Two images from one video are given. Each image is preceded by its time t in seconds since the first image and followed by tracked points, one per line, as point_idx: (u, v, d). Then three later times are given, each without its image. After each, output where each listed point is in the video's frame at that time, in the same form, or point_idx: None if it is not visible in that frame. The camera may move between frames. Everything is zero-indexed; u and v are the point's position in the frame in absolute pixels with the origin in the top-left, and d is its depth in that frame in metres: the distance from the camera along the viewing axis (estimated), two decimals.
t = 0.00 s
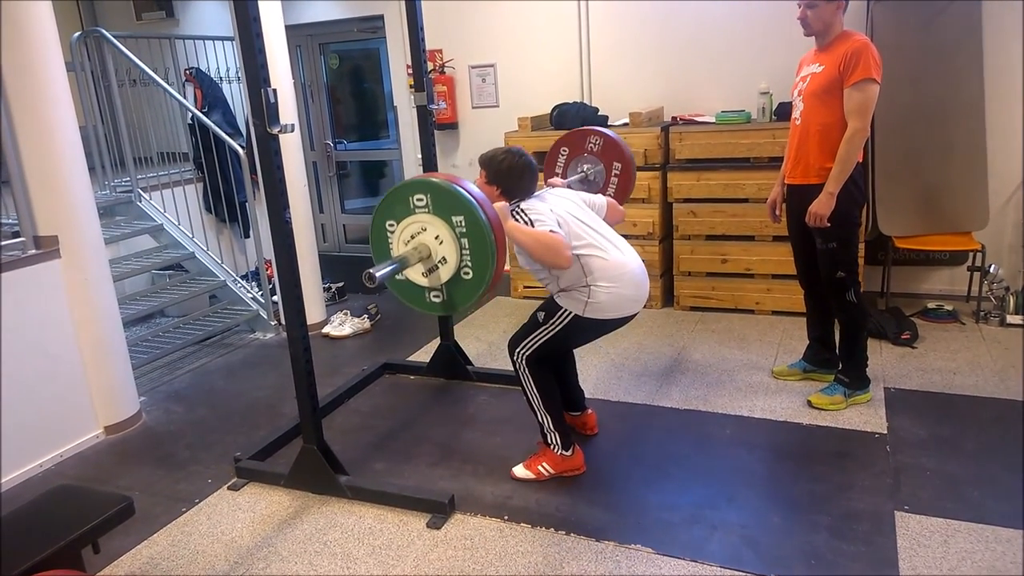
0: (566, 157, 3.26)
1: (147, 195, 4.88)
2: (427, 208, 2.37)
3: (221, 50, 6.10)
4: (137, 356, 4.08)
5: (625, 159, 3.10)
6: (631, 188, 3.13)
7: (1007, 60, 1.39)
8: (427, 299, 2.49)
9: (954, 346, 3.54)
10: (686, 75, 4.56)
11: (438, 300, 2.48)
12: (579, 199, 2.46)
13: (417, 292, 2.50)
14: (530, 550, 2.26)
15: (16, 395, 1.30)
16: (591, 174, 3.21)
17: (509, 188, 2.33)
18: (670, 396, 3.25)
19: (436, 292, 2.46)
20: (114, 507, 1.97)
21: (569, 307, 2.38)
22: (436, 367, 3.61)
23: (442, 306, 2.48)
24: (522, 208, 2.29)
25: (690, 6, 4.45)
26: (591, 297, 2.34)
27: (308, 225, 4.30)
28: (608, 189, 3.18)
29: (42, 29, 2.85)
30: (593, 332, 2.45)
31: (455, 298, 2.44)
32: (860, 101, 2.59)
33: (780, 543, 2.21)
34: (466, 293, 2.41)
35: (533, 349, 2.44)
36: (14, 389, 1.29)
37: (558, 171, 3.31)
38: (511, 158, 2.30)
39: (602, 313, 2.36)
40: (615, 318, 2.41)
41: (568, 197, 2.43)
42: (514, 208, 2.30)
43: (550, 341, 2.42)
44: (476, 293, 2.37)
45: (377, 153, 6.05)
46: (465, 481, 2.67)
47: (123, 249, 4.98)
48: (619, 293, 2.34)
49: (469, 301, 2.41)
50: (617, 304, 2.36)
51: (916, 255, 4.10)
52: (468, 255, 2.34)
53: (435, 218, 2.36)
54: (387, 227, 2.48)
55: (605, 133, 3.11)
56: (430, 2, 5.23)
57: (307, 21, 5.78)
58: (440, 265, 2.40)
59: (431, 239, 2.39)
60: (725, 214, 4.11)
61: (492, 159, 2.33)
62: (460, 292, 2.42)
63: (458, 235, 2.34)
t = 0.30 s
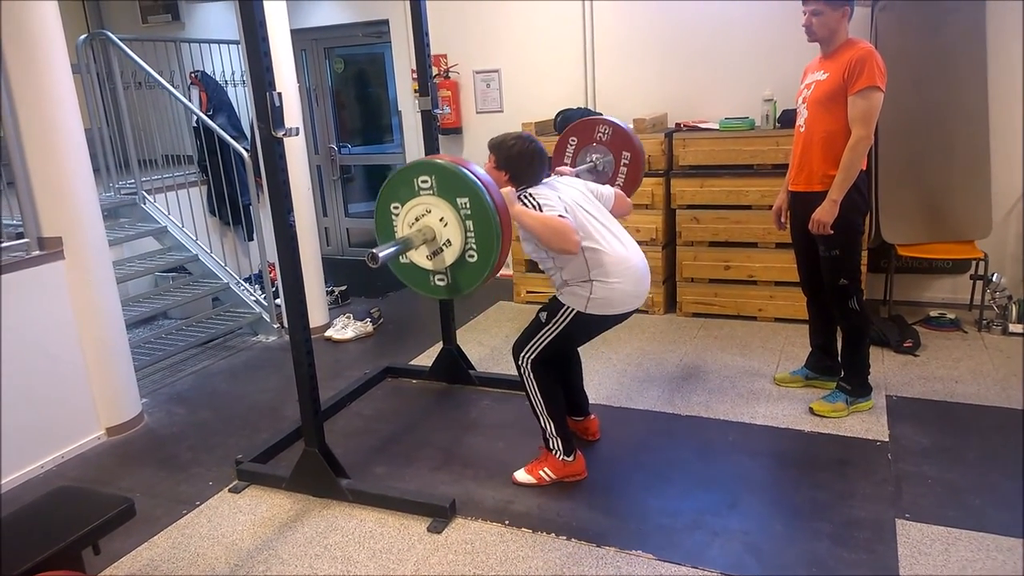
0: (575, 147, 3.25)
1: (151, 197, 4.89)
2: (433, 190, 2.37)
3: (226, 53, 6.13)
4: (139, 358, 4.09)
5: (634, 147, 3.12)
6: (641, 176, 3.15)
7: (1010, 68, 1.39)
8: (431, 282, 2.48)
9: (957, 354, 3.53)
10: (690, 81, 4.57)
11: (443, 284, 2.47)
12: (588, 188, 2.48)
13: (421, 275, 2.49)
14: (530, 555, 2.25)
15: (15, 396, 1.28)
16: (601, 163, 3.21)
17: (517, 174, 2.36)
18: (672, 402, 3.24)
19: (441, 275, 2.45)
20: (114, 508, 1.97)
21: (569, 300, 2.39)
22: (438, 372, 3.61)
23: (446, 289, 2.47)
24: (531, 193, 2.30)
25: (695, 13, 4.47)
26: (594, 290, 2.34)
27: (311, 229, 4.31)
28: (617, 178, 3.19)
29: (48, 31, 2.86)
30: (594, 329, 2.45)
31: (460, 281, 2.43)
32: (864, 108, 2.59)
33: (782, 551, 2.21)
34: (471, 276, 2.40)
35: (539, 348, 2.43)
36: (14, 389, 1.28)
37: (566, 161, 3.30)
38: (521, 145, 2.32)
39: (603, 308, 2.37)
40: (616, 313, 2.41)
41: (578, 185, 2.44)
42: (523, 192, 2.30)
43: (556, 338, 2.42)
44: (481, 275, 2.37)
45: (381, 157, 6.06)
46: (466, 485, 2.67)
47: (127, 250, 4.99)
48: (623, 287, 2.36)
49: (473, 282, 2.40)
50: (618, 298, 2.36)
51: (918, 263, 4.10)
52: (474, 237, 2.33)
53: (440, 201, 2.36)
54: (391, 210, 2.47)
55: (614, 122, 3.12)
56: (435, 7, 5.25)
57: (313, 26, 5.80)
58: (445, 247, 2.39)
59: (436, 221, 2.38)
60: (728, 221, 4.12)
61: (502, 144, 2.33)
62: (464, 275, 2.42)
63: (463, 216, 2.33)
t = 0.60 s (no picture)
0: (578, 134, 3.24)
1: (149, 200, 4.88)
2: (436, 169, 2.26)
3: (225, 56, 6.13)
4: (135, 360, 4.07)
5: (638, 133, 3.09)
6: (644, 162, 3.11)
7: (1006, 77, 1.40)
8: (435, 263, 2.38)
9: (952, 361, 3.55)
10: (689, 88, 4.59)
11: (447, 266, 2.36)
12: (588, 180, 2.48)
13: (426, 257, 2.39)
14: (526, 560, 2.25)
15: (9, 398, 1.28)
16: (603, 149, 3.18)
17: (527, 154, 2.31)
18: (670, 408, 3.24)
19: (445, 257, 2.35)
20: (109, 510, 1.97)
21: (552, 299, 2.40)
22: (435, 376, 3.60)
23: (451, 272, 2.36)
24: (533, 180, 2.28)
25: (695, 20, 4.48)
26: (579, 291, 2.36)
27: (309, 232, 4.31)
28: (620, 164, 3.16)
29: (47, 32, 2.86)
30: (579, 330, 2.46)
31: (464, 264, 2.32)
32: (863, 116, 2.61)
33: (777, 556, 2.21)
34: (474, 258, 2.29)
35: (525, 355, 2.43)
36: (8, 390, 1.28)
37: (569, 148, 3.29)
38: (534, 124, 2.28)
39: (586, 309, 2.38)
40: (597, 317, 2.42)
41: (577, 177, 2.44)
42: (524, 178, 2.29)
43: (542, 342, 2.42)
44: (484, 258, 2.25)
45: (380, 161, 6.06)
46: (463, 490, 2.66)
47: (124, 253, 4.98)
48: (607, 290, 2.37)
49: (477, 265, 2.28)
50: (602, 302, 2.38)
51: (914, 271, 4.12)
52: (477, 218, 2.22)
53: (444, 180, 2.25)
54: (395, 189, 2.37)
55: (617, 107, 3.11)
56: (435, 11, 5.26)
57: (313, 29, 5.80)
58: (448, 228, 2.28)
59: (440, 201, 2.27)
60: (726, 228, 4.13)
61: (514, 122, 2.30)
62: (468, 258, 2.30)
63: (466, 197, 2.22)
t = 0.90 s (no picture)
0: (577, 113, 3.18)
1: (146, 201, 4.87)
2: (437, 140, 2.16)
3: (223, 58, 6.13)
4: (132, 362, 4.07)
5: (639, 111, 3.03)
6: (645, 141, 3.06)
7: (1003, 79, 1.40)
8: (437, 237, 2.28)
9: (949, 364, 3.55)
10: (685, 90, 4.60)
11: (450, 240, 2.27)
12: (589, 163, 2.46)
13: (427, 231, 2.30)
14: (523, 562, 2.24)
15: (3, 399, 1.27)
16: (603, 129, 3.12)
17: (532, 128, 2.27)
18: (667, 410, 3.24)
19: (447, 231, 2.25)
20: (107, 512, 1.96)
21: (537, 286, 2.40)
22: (432, 378, 3.60)
23: (454, 246, 2.27)
24: (532, 156, 2.28)
25: (691, 23, 4.50)
26: (564, 278, 2.35)
27: (306, 234, 4.31)
28: (621, 144, 3.10)
29: (45, 34, 2.86)
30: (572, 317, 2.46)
31: (467, 238, 2.22)
32: (860, 118, 2.61)
33: (775, 559, 2.21)
34: (478, 232, 2.19)
35: (524, 347, 2.44)
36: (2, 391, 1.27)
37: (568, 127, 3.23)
38: (542, 99, 2.24)
39: (569, 296, 2.37)
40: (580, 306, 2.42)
41: (578, 158, 2.43)
42: (524, 153, 2.28)
43: (537, 333, 2.43)
44: (487, 233, 2.15)
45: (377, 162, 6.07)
46: (460, 492, 2.66)
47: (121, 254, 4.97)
48: (591, 278, 2.37)
49: (480, 240, 2.18)
50: (587, 292, 2.39)
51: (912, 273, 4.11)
52: (480, 191, 2.12)
53: (445, 152, 2.15)
54: (395, 161, 2.28)
55: (616, 84, 3.04)
56: (432, 14, 5.27)
57: (309, 30, 5.80)
58: (451, 201, 2.18)
59: (441, 173, 2.17)
60: (723, 229, 4.13)
61: (520, 95, 2.25)
62: (471, 232, 2.20)
63: (468, 169, 2.12)
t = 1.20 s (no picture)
0: (582, 83, 3.18)
1: (146, 204, 4.88)
2: (443, 87, 2.15)
3: (223, 61, 6.15)
4: (133, 364, 4.07)
5: (642, 79, 3.00)
6: (648, 111, 3.01)
7: (1002, 82, 1.41)
8: (441, 190, 2.24)
9: (950, 366, 3.55)
10: (685, 93, 4.60)
11: (453, 193, 2.22)
12: (588, 135, 2.41)
13: (430, 184, 2.27)
14: (524, 565, 2.24)
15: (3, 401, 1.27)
16: (607, 98, 3.11)
17: (537, 86, 2.24)
18: (667, 413, 3.24)
19: (450, 182, 2.22)
20: (107, 516, 1.95)
21: (531, 265, 2.38)
22: (432, 381, 3.60)
23: (456, 199, 2.22)
24: (536, 121, 2.22)
25: (691, 27, 4.50)
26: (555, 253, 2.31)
27: (306, 237, 4.31)
28: (624, 113, 3.07)
29: (45, 37, 2.86)
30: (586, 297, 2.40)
31: (470, 189, 2.17)
32: (862, 120, 2.61)
33: (776, 562, 2.20)
34: (482, 182, 2.14)
35: (557, 335, 2.39)
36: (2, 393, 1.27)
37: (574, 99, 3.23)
38: (545, 56, 2.19)
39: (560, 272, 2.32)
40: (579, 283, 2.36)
41: (579, 127, 2.38)
42: (530, 116, 2.23)
43: (556, 322, 2.38)
44: (491, 181, 2.11)
45: (377, 165, 6.08)
46: (460, 495, 2.66)
47: (121, 257, 4.98)
48: (583, 251, 2.33)
49: (484, 190, 2.14)
50: (579, 266, 2.33)
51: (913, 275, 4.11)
52: (486, 138, 2.08)
53: (451, 99, 2.13)
54: (400, 112, 2.28)
55: (620, 53, 3.04)
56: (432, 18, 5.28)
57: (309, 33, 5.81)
58: (455, 150, 2.15)
59: (446, 121, 2.15)
60: (723, 232, 4.13)
61: (522, 54, 2.21)
62: (474, 182, 2.16)
63: (474, 117, 2.09)
